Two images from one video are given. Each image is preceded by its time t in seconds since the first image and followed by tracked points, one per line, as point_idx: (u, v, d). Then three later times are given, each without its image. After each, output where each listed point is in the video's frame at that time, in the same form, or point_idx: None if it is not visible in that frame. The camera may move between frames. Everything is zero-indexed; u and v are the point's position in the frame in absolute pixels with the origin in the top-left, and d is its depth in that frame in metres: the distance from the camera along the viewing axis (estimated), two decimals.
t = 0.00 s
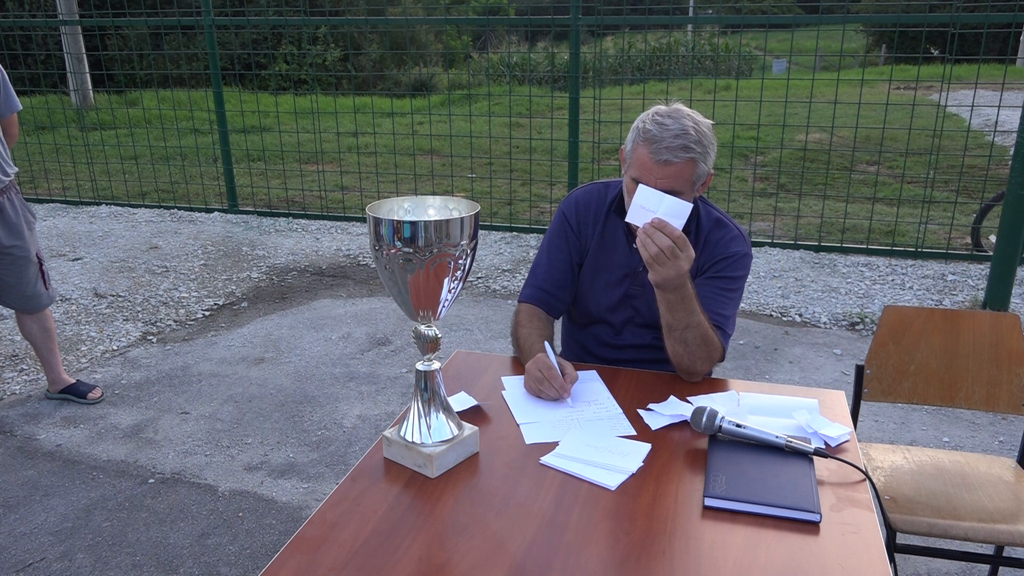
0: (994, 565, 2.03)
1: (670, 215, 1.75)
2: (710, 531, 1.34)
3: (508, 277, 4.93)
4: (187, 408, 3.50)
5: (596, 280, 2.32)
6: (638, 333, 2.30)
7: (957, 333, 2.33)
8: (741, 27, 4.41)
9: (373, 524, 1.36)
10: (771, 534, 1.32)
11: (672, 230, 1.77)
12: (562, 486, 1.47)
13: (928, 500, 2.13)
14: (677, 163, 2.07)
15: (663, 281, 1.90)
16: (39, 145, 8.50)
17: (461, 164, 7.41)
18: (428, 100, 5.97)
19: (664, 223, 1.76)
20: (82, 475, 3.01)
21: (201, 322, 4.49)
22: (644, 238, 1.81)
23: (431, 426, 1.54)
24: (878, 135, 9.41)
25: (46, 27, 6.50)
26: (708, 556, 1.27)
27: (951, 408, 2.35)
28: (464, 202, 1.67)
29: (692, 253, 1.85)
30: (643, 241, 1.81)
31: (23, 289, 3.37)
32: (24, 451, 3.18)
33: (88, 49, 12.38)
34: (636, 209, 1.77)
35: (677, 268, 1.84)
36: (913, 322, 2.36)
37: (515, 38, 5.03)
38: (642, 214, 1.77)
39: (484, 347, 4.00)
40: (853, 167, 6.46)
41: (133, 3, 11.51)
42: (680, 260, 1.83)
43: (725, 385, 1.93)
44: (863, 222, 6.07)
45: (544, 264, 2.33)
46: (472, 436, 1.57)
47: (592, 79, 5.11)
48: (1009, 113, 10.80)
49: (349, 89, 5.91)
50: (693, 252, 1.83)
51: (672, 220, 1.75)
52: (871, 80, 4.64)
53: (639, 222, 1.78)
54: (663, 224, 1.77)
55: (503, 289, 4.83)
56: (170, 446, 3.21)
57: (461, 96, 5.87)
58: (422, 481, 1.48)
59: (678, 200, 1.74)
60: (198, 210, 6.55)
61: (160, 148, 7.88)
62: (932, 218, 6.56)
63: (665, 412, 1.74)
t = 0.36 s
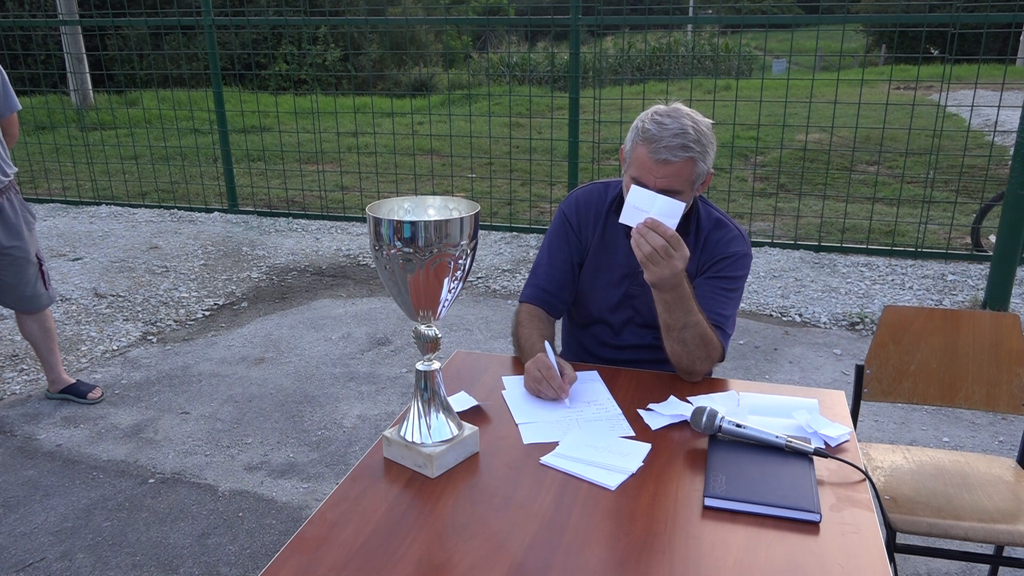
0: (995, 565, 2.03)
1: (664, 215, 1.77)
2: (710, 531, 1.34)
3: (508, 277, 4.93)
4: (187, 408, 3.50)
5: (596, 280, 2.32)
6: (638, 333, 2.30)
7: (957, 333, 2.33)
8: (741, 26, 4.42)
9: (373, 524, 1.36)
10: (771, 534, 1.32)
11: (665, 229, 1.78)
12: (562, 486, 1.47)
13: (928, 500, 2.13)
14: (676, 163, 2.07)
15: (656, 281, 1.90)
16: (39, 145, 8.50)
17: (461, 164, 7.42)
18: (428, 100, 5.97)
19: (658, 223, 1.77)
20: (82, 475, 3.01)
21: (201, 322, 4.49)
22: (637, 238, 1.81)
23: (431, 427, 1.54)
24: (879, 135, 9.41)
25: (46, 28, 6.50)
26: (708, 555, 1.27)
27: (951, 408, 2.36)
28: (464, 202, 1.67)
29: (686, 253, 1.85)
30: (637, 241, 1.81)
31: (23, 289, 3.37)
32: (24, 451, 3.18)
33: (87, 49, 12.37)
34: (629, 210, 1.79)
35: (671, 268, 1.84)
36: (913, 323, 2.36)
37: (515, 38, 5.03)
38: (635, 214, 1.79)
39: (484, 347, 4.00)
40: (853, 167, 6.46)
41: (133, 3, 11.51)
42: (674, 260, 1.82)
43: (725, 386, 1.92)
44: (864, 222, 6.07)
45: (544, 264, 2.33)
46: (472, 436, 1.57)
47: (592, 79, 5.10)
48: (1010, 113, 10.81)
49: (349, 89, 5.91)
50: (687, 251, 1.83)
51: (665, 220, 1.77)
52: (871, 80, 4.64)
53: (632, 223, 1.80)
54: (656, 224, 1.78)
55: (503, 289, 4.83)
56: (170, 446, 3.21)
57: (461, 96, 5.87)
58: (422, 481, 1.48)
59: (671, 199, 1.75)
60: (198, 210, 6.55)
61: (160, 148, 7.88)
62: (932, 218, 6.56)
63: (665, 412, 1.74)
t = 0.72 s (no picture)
0: (995, 565, 2.03)
1: (659, 214, 1.77)
2: (710, 531, 1.34)
3: (508, 277, 4.93)
4: (187, 408, 3.50)
5: (596, 279, 2.32)
6: (638, 332, 2.30)
7: (956, 333, 2.33)
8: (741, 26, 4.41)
9: (372, 524, 1.36)
10: (771, 534, 1.32)
11: (661, 229, 1.78)
12: (561, 486, 1.47)
13: (928, 500, 2.13)
14: (675, 163, 2.06)
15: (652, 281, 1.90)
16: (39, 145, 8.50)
17: (461, 164, 7.42)
18: (428, 100, 5.98)
19: (653, 223, 1.77)
20: (82, 475, 3.01)
21: (201, 322, 4.49)
22: (634, 238, 1.81)
23: (431, 426, 1.54)
24: (879, 135, 9.41)
25: (46, 28, 6.50)
26: (708, 555, 1.27)
27: (951, 408, 2.36)
28: (464, 202, 1.67)
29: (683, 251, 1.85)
30: (634, 241, 1.81)
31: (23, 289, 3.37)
32: (24, 451, 3.18)
33: (88, 50, 12.36)
34: (625, 210, 1.80)
35: (668, 268, 1.84)
36: (913, 323, 2.36)
37: (515, 38, 5.03)
38: (630, 214, 1.79)
39: (484, 347, 4.00)
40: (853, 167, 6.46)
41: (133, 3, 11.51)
42: (671, 260, 1.82)
43: (726, 385, 1.92)
44: (864, 222, 6.07)
45: (543, 264, 2.33)
46: (472, 436, 1.57)
47: (592, 79, 5.10)
48: (1010, 113, 10.81)
49: (349, 89, 5.91)
50: (683, 250, 1.83)
51: (661, 219, 1.77)
52: (871, 81, 4.63)
53: (627, 223, 1.80)
54: (651, 224, 1.78)
55: (503, 289, 4.83)
56: (170, 446, 3.21)
57: (461, 96, 5.87)
58: (422, 481, 1.48)
59: (666, 199, 1.75)
60: (198, 210, 6.55)
61: (160, 148, 7.88)
62: (932, 218, 6.56)
63: (665, 412, 1.74)
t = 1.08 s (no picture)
0: (995, 565, 2.03)
1: (659, 214, 1.77)
2: (710, 531, 1.34)
3: (508, 277, 4.93)
4: (187, 408, 3.50)
5: (596, 279, 2.32)
6: (638, 333, 2.30)
7: (956, 332, 2.33)
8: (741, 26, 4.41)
9: (372, 524, 1.36)
10: (771, 534, 1.32)
11: (660, 229, 1.78)
12: (562, 486, 1.47)
13: (928, 500, 2.13)
14: (675, 163, 2.06)
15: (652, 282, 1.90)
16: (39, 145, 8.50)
17: (461, 164, 7.43)
18: (427, 100, 5.98)
19: (652, 223, 1.77)
20: (82, 475, 3.01)
21: (201, 322, 4.49)
22: (633, 238, 1.81)
23: (431, 427, 1.54)
24: (879, 135, 9.41)
25: (46, 28, 6.50)
26: (708, 555, 1.27)
27: (952, 408, 2.36)
28: (464, 202, 1.67)
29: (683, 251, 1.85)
30: (633, 241, 1.81)
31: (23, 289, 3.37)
32: (24, 451, 3.18)
33: (88, 50, 12.36)
34: (625, 210, 1.80)
35: (668, 268, 1.83)
36: (913, 323, 2.36)
37: (515, 38, 5.03)
38: (630, 214, 1.80)
39: (484, 347, 4.00)
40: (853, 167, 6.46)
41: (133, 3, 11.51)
42: (670, 259, 1.82)
43: (727, 385, 1.92)
44: (864, 222, 6.07)
45: (543, 264, 2.33)
46: (472, 436, 1.57)
47: (592, 79, 5.11)
48: (1010, 113, 10.81)
49: (349, 89, 5.91)
50: (683, 250, 1.83)
51: (660, 219, 1.77)
52: (871, 80, 4.63)
53: (627, 223, 1.80)
54: (651, 224, 1.78)
55: (503, 289, 4.83)
56: (170, 446, 3.21)
57: (461, 96, 5.88)
58: (422, 481, 1.48)
59: (666, 199, 1.75)
60: (198, 210, 6.54)
61: (160, 148, 7.88)
62: (932, 218, 6.56)
63: (665, 412, 1.74)
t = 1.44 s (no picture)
0: (995, 565, 2.03)
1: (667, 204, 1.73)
2: (710, 531, 1.34)
3: (508, 277, 4.93)
4: (187, 408, 3.50)
5: (595, 279, 2.32)
6: (638, 332, 2.30)
7: (956, 332, 2.33)
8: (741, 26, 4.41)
9: (372, 524, 1.36)
10: (771, 534, 1.32)
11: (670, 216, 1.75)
12: (561, 486, 1.47)
13: (928, 500, 2.13)
14: (677, 152, 2.06)
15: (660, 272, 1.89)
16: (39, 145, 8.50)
17: (461, 164, 7.43)
18: (427, 100, 5.98)
19: (661, 211, 1.74)
20: (82, 475, 3.01)
21: (201, 322, 4.49)
22: (642, 227, 1.78)
23: (431, 427, 1.54)
24: (879, 135, 9.41)
25: (46, 27, 6.50)
26: (708, 555, 1.27)
27: (951, 408, 2.36)
28: (464, 202, 1.67)
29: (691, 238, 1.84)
30: (642, 231, 1.79)
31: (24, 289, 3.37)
32: (24, 451, 3.18)
33: (87, 49, 12.36)
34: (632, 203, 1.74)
35: (677, 256, 1.83)
36: (913, 322, 2.36)
37: (515, 38, 5.03)
38: (638, 206, 1.74)
39: (484, 347, 4.00)
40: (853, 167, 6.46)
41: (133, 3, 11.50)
42: (680, 248, 1.81)
43: (727, 385, 1.92)
44: (864, 222, 6.07)
45: (543, 264, 2.33)
46: (472, 436, 1.57)
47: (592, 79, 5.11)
48: (1010, 113, 10.81)
49: (349, 89, 5.90)
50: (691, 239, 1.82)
51: (669, 208, 1.73)
52: (871, 80, 4.63)
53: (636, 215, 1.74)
54: (659, 213, 1.75)
55: (503, 289, 4.83)
56: (170, 446, 3.21)
57: (461, 95, 5.88)
58: (422, 481, 1.48)
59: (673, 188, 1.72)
60: (198, 210, 6.54)
61: (160, 148, 7.88)
62: (932, 218, 6.56)
63: (665, 412, 1.74)
